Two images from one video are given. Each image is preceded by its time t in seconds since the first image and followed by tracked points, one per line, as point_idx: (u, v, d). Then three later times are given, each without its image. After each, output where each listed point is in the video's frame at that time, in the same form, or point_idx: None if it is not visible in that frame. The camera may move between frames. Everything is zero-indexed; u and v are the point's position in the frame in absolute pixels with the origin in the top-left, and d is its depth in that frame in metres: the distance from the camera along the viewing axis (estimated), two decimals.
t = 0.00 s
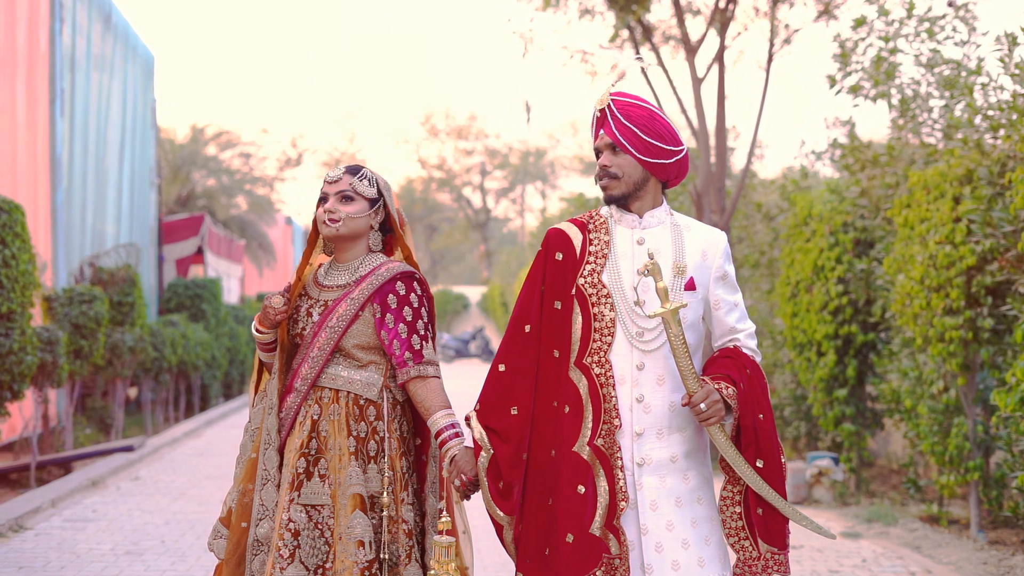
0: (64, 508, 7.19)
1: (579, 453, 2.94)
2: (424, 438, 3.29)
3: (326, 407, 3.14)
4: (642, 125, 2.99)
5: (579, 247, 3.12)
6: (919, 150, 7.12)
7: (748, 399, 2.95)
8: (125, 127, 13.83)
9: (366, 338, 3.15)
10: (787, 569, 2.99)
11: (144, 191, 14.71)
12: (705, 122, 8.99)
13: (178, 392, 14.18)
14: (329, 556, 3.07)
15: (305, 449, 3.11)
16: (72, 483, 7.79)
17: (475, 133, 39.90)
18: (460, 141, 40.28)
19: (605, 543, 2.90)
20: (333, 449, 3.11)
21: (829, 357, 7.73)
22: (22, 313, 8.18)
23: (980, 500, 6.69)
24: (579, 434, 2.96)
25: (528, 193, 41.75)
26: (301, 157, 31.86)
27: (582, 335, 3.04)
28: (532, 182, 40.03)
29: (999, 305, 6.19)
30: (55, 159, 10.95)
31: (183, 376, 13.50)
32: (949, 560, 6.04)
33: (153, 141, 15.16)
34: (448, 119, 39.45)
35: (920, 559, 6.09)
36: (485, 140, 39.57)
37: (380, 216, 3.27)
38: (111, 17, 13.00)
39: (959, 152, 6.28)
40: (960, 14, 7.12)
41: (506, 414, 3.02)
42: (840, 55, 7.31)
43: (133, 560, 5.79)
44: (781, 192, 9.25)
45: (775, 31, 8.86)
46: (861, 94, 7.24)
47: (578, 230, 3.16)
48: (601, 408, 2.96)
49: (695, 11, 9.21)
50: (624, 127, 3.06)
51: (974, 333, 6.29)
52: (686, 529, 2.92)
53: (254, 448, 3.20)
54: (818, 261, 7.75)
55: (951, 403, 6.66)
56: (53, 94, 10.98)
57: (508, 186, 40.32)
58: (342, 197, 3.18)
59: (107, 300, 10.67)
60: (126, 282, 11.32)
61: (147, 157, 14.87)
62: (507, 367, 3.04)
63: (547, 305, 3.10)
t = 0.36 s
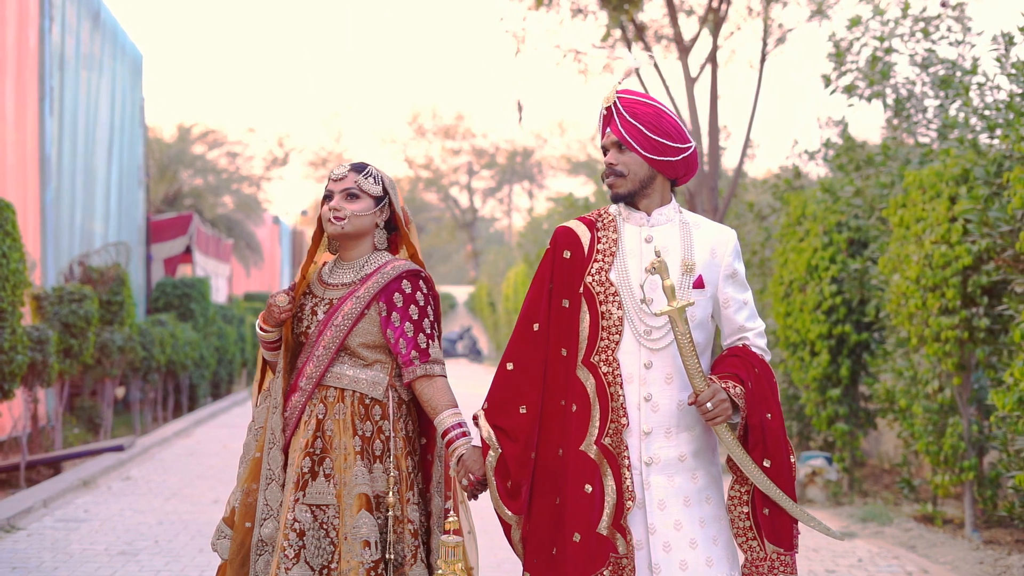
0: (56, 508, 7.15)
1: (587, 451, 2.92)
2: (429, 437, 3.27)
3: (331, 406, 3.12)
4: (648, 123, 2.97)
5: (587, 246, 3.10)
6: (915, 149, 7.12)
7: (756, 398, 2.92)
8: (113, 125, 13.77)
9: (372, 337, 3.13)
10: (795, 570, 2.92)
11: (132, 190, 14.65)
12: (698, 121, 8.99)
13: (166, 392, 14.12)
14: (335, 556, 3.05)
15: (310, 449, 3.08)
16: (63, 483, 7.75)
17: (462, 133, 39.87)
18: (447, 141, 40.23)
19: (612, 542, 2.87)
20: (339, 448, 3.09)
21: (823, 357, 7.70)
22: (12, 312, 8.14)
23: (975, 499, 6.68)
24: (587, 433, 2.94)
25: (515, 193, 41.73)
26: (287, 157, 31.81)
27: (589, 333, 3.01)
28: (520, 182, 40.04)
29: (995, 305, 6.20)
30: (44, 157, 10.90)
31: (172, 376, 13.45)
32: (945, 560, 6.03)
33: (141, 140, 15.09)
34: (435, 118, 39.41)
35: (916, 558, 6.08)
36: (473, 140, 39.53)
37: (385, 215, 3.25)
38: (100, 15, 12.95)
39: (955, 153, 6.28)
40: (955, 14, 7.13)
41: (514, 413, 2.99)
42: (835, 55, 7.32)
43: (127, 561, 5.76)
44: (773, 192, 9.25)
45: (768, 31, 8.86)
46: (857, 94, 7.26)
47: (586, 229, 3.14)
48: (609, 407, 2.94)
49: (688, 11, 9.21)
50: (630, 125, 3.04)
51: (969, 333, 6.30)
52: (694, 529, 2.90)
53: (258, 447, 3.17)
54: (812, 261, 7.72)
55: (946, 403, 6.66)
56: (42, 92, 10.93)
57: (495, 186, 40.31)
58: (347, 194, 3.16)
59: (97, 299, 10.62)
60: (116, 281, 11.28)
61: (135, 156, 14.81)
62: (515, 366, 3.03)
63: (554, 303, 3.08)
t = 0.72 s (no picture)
0: (43, 509, 7.11)
1: (589, 450, 2.91)
2: (430, 437, 3.25)
3: (332, 405, 3.10)
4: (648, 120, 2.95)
5: (589, 243, 3.07)
6: (904, 149, 7.13)
7: (758, 397, 2.89)
8: (97, 124, 13.71)
9: (373, 336, 3.11)
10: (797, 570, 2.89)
11: (115, 189, 14.59)
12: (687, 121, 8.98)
13: (149, 392, 14.06)
14: (335, 556, 3.04)
15: (311, 448, 3.06)
16: (49, 483, 7.70)
17: (445, 133, 39.84)
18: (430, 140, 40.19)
19: (614, 542, 2.87)
20: (339, 448, 3.08)
21: (811, 356, 7.68)
22: None
23: (964, 499, 6.68)
24: (590, 432, 2.92)
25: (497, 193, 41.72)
26: (270, 156, 31.76)
27: (591, 332, 2.99)
28: (502, 181, 40.03)
29: (985, 305, 6.22)
30: (28, 155, 10.85)
31: (155, 375, 13.39)
32: (936, 559, 6.02)
33: (124, 139, 15.02)
34: (417, 118, 39.37)
35: (907, 558, 6.07)
36: (455, 139, 39.51)
37: (385, 213, 3.23)
38: (84, 13, 12.89)
39: (946, 152, 6.28)
40: (944, 14, 7.15)
41: (517, 412, 2.98)
42: (825, 54, 7.33)
43: (117, 561, 5.72)
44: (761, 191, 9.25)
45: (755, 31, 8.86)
46: (846, 94, 7.28)
47: (590, 227, 3.10)
48: (611, 406, 2.93)
49: (676, 10, 9.21)
50: (630, 123, 3.01)
51: (959, 333, 6.30)
52: (697, 528, 2.89)
53: (257, 447, 3.15)
54: (801, 261, 7.70)
55: (936, 402, 6.66)
56: (26, 91, 10.87)
57: (477, 185, 40.28)
58: (347, 192, 3.15)
59: (82, 299, 10.57)
60: (100, 280, 11.22)
61: (118, 155, 14.74)
62: (518, 364, 3.01)
63: (557, 302, 3.06)
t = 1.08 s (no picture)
0: (26, 510, 7.07)
1: (587, 450, 2.90)
2: (425, 437, 3.23)
3: (327, 405, 3.08)
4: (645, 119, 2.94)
5: (587, 243, 3.06)
6: (889, 149, 7.16)
7: (756, 396, 2.87)
8: (76, 123, 13.65)
9: (368, 336, 3.10)
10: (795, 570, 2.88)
11: (95, 189, 14.53)
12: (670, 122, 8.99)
13: (129, 392, 13.99)
14: (331, 557, 3.02)
15: (306, 449, 3.05)
16: (31, 484, 7.66)
17: (423, 132, 39.80)
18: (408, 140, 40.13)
19: (612, 542, 2.86)
20: (335, 448, 3.06)
21: (795, 356, 7.68)
22: None
23: (949, 498, 6.68)
24: (587, 432, 2.91)
25: (476, 192, 41.70)
26: (248, 156, 31.65)
27: (589, 331, 2.98)
28: (481, 181, 40.00)
29: (971, 304, 6.23)
30: (8, 154, 10.80)
31: (136, 375, 13.33)
32: (922, 558, 6.01)
33: (103, 139, 14.96)
34: (396, 117, 39.32)
35: (893, 557, 6.06)
36: (434, 139, 39.48)
37: (381, 212, 3.22)
38: (64, 12, 12.84)
39: (931, 152, 6.29)
40: (928, 14, 7.18)
41: (516, 412, 2.97)
42: (809, 54, 7.35)
43: (102, 563, 5.69)
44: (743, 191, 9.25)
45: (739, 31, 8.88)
46: (830, 94, 7.30)
47: (587, 227, 3.10)
48: (608, 406, 2.92)
49: (659, 10, 9.21)
50: (626, 123, 3.00)
51: (944, 332, 6.32)
52: (695, 528, 2.87)
53: (252, 447, 3.13)
54: (785, 261, 7.69)
55: (921, 402, 6.67)
56: (6, 89, 10.82)
57: (456, 185, 40.24)
58: (343, 191, 3.14)
59: (62, 298, 10.52)
60: (81, 280, 11.17)
61: (98, 155, 14.68)
62: (516, 364, 3.01)
63: (555, 302, 3.04)
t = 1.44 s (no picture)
0: (5, 511, 7.02)
1: (580, 450, 2.90)
2: (417, 437, 3.22)
3: (319, 406, 3.07)
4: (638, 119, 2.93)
5: (581, 243, 3.05)
6: (870, 150, 7.18)
7: (749, 396, 2.87)
8: (52, 122, 13.57)
9: (361, 336, 3.09)
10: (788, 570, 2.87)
11: (71, 188, 14.46)
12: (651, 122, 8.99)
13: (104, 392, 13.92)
14: (323, 557, 3.01)
15: (298, 449, 3.04)
16: (10, 485, 7.61)
17: (399, 132, 39.76)
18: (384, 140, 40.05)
19: (605, 541, 2.86)
20: (327, 448, 3.05)
21: (776, 356, 7.69)
22: None
23: (930, 497, 6.70)
24: (581, 432, 2.91)
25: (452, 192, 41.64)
26: (223, 155, 31.54)
27: (583, 331, 2.97)
28: (457, 181, 39.96)
29: (952, 304, 6.25)
30: None
31: (112, 376, 13.26)
32: (905, 557, 6.02)
33: (79, 138, 14.88)
34: (372, 117, 39.25)
35: (875, 555, 6.07)
36: (410, 139, 39.44)
37: (372, 212, 3.22)
38: (40, 10, 12.76)
39: (913, 153, 6.31)
40: (909, 15, 7.22)
41: (509, 412, 2.96)
42: (791, 55, 7.38)
43: (84, 563, 5.66)
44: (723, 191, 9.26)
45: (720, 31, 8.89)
46: (812, 94, 7.32)
47: (580, 226, 3.08)
48: (602, 406, 2.91)
49: (640, 10, 9.22)
50: (618, 122, 2.99)
51: (926, 332, 6.34)
52: (688, 528, 2.87)
53: (243, 448, 3.12)
54: (765, 261, 7.69)
55: (902, 401, 6.69)
56: None
57: (432, 185, 40.20)
58: (334, 191, 3.13)
59: (39, 298, 10.46)
60: (58, 279, 11.10)
61: (74, 154, 14.60)
62: (509, 363, 2.99)
63: (549, 301, 3.03)
